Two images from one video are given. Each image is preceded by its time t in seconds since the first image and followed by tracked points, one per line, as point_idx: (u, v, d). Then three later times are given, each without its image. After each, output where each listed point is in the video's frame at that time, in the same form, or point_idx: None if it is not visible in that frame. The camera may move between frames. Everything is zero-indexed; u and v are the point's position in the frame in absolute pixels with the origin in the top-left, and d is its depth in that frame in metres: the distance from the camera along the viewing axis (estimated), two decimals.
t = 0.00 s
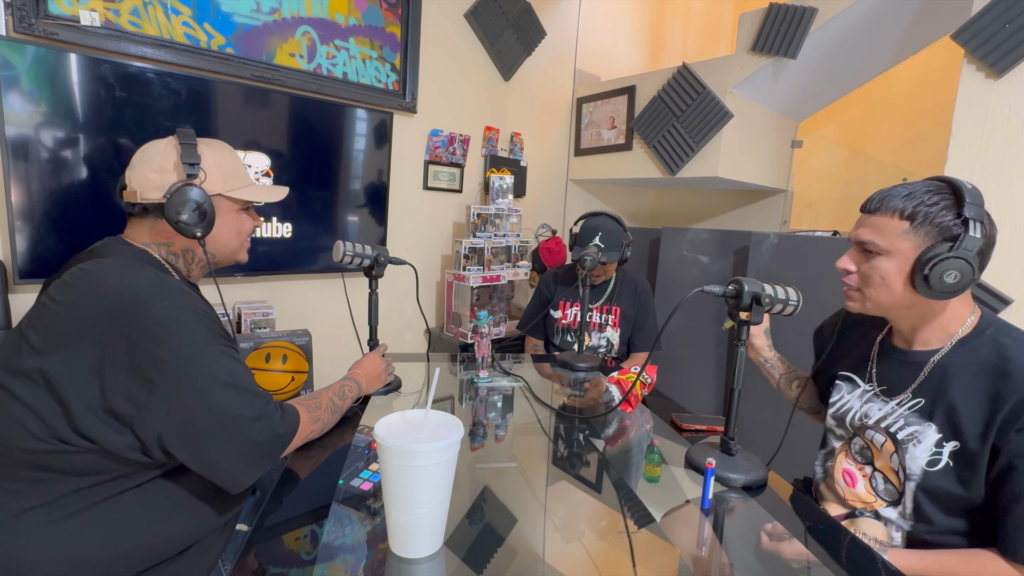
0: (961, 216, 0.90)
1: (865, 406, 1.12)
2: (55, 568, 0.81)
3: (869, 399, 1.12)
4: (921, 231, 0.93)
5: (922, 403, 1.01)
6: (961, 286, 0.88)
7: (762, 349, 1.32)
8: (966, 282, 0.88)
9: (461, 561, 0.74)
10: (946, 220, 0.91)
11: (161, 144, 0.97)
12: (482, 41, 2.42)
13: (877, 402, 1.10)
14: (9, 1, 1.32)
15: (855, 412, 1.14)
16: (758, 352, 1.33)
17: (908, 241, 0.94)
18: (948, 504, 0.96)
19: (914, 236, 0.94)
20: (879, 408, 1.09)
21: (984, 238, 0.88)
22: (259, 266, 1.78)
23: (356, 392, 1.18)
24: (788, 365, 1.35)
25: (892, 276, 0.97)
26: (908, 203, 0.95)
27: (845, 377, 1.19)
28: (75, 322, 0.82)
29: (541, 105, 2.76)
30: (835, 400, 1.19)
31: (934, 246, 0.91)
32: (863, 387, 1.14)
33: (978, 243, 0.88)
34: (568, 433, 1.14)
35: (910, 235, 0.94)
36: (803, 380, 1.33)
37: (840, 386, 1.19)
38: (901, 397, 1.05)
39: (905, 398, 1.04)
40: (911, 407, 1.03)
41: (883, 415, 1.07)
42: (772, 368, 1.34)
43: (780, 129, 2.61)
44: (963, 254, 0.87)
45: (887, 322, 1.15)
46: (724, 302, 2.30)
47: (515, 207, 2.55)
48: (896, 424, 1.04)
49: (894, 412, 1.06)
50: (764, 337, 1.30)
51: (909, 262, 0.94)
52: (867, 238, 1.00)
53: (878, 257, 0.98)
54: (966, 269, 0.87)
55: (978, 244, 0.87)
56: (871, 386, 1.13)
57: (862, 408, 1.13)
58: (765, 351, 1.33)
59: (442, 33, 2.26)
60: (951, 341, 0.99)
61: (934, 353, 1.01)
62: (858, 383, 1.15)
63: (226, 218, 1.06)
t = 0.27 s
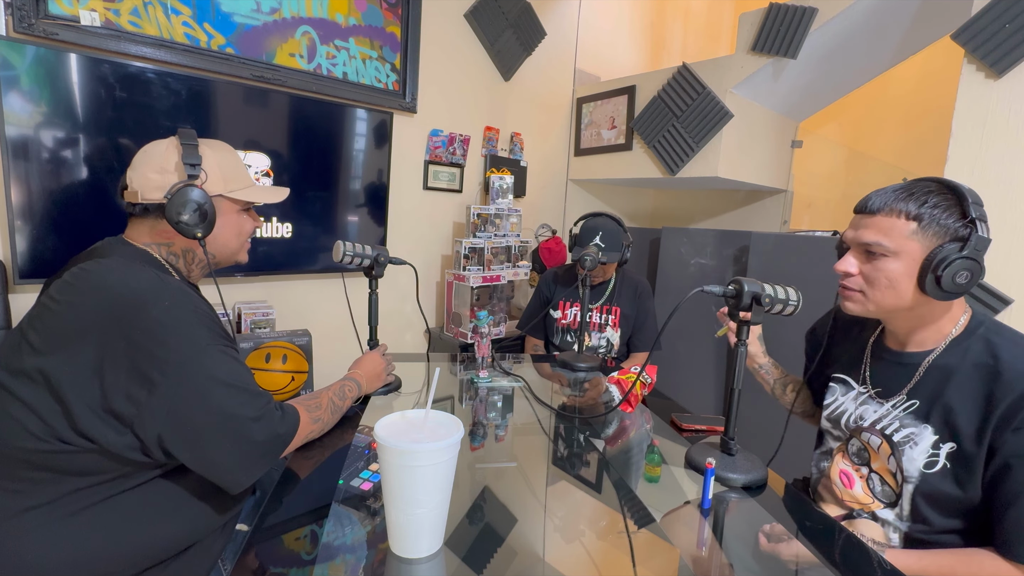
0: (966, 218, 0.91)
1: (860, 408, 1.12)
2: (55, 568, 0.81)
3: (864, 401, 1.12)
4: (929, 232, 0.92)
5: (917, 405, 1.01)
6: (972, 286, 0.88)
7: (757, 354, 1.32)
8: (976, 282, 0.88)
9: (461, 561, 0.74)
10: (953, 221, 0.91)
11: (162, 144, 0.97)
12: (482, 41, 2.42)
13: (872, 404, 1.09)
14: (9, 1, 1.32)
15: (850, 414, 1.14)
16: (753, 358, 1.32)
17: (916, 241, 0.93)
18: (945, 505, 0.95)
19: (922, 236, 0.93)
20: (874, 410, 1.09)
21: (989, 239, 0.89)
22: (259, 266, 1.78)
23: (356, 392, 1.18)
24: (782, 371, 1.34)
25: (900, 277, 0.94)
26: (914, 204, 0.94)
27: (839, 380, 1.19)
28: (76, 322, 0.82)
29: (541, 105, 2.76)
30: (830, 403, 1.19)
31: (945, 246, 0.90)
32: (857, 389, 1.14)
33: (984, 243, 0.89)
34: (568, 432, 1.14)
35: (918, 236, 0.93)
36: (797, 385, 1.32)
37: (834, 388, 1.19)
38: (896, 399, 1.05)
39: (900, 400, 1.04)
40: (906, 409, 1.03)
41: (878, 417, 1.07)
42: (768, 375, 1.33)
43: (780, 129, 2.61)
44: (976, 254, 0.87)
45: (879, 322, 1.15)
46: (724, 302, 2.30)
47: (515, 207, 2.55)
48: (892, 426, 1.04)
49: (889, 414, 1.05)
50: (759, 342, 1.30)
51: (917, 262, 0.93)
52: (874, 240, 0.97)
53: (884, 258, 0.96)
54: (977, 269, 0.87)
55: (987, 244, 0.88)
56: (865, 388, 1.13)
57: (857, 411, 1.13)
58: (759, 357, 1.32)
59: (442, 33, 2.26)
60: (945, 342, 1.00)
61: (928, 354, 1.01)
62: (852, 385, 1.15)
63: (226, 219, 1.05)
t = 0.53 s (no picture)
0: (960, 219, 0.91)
1: (857, 410, 1.12)
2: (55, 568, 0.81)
3: (861, 403, 1.12)
4: (924, 235, 0.92)
5: (913, 407, 1.01)
6: (966, 288, 0.89)
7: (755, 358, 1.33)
8: (971, 283, 0.89)
9: (461, 561, 0.74)
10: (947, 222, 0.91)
11: (162, 145, 0.97)
12: (482, 41, 2.42)
13: (869, 406, 1.09)
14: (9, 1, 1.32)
15: (847, 416, 1.14)
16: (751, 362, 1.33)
17: (911, 244, 0.93)
18: (943, 507, 0.95)
19: (917, 238, 0.93)
20: (871, 412, 1.09)
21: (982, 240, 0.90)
22: (259, 266, 1.78)
23: (356, 392, 1.18)
24: (782, 377, 1.34)
25: (897, 280, 0.94)
26: (908, 207, 0.94)
27: (836, 382, 1.19)
28: (77, 322, 0.82)
29: (541, 105, 2.76)
30: (828, 404, 1.19)
31: (940, 248, 0.90)
32: (854, 391, 1.14)
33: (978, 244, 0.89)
34: (568, 432, 1.14)
35: (913, 238, 0.93)
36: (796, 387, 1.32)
37: (831, 391, 1.19)
38: (892, 401, 1.05)
39: (897, 402, 1.04)
40: (902, 410, 1.03)
41: (875, 419, 1.07)
42: (766, 379, 1.33)
43: (780, 129, 2.61)
44: (971, 256, 0.88)
45: (874, 325, 1.15)
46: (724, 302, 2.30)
47: (515, 207, 2.55)
48: (888, 428, 1.03)
49: (885, 416, 1.05)
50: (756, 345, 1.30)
51: (913, 264, 0.93)
52: (869, 243, 0.96)
53: (880, 261, 0.96)
54: (972, 270, 0.88)
55: (981, 245, 0.88)
56: (861, 390, 1.13)
57: (854, 413, 1.12)
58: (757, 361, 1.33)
59: (442, 33, 2.26)
60: (940, 343, 1.00)
61: (924, 356, 1.01)
62: (848, 388, 1.15)
63: (226, 220, 1.05)
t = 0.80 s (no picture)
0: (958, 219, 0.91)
1: (857, 411, 1.11)
2: (55, 568, 0.81)
3: (861, 404, 1.11)
4: (923, 234, 0.92)
5: (911, 407, 1.01)
6: (963, 287, 0.90)
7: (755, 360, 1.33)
8: (969, 282, 0.89)
9: (461, 560, 0.74)
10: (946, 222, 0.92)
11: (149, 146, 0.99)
12: (482, 41, 2.42)
13: (868, 407, 1.09)
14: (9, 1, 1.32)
15: (847, 416, 1.13)
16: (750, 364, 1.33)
17: (910, 243, 0.93)
18: (942, 507, 0.95)
19: (916, 237, 0.93)
20: (870, 413, 1.08)
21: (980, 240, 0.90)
22: (259, 266, 1.78)
23: (356, 392, 1.18)
24: (783, 378, 1.33)
25: (896, 279, 0.94)
26: (907, 205, 0.94)
27: (836, 383, 1.19)
28: (77, 322, 0.82)
29: (541, 105, 2.76)
30: (827, 405, 1.19)
31: (939, 248, 0.91)
32: (854, 392, 1.14)
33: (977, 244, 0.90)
34: (568, 433, 1.14)
35: (912, 237, 0.93)
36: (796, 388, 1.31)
37: (831, 392, 1.19)
38: (891, 401, 1.05)
39: (896, 402, 1.04)
40: (901, 411, 1.02)
41: (874, 420, 1.07)
42: (767, 380, 1.32)
43: (780, 129, 2.61)
44: (970, 256, 0.88)
45: (873, 325, 1.15)
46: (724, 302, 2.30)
47: (515, 207, 2.55)
48: (888, 428, 1.03)
49: (884, 416, 1.05)
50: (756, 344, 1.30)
51: (912, 263, 0.93)
52: (869, 242, 0.96)
53: (879, 260, 0.95)
54: (971, 269, 0.88)
55: (979, 245, 0.89)
56: (861, 391, 1.13)
57: (853, 413, 1.12)
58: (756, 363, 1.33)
59: (441, 33, 2.26)
60: (939, 342, 1.00)
61: (922, 356, 1.01)
62: (848, 388, 1.15)
63: (203, 217, 1.00)
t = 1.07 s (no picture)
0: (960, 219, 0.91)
1: (858, 410, 1.11)
2: (55, 567, 0.81)
3: (862, 404, 1.11)
4: (925, 234, 0.92)
5: (913, 407, 1.01)
6: (965, 288, 0.89)
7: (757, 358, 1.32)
8: (972, 282, 0.89)
9: (461, 561, 0.74)
10: (948, 222, 0.92)
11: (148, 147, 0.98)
12: (482, 41, 2.42)
13: (870, 407, 1.09)
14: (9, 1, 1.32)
15: (848, 416, 1.14)
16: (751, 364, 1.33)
17: (911, 243, 0.93)
18: (943, 507, 0.95)
19: (918, 237, 0.93)
20: (872, 413, 1.08)
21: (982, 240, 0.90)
22: (259, 266, 1.78)
23: (356, 392, 1.18)
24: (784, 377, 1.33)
25: (897, 279, 0.94)
26: (909, 205, 0.94)
27: (837, 382, 1.18)
28: (77, 321, 0.82)
29: (541, 105, 2.76)
30: (829, 405, 1.19)
31: (941, 248, 0.91)
32: (855, 392, 1.14)
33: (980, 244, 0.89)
34: (568, 433, 1.14)
35: (914, 237, 0.93)
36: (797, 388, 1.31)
37: (832, 391, 1.19)
38: (893, 401, 1.05)
39: (897, 402, 1.04)
40: (902, 411, 1.02)
41: (876, 419, 1.07)
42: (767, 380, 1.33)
43: (780, 129, 2.61)
44: (971, 257, 0.88)
45: (875, 325, 1.15)
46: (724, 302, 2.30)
47: (515, 207, 2.55)
48: (889, 428, 1.03)
49: (886, 416, 1.05)
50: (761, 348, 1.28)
51: (913, 264, 0.93)
52: (871, 242, 0.96)
53: (880, 260, 0.95)
54: (973, 269, 0.88)
55: (982, 245, 0.89)
56: (863, 391, 1.12)
57: (855, 413, 1.12)
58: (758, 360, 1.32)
59: (441, 33, 2.26)
60: (941, 343, 1.00)
61: (924, 356, 1.01)
62: (850, 388, 1.15)
63: (201, 220, 1.00)
